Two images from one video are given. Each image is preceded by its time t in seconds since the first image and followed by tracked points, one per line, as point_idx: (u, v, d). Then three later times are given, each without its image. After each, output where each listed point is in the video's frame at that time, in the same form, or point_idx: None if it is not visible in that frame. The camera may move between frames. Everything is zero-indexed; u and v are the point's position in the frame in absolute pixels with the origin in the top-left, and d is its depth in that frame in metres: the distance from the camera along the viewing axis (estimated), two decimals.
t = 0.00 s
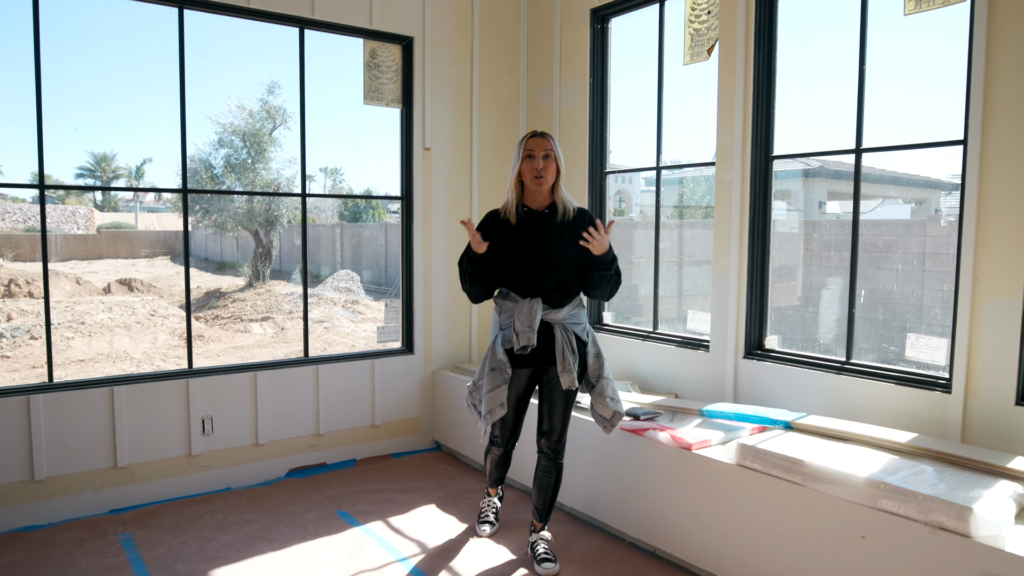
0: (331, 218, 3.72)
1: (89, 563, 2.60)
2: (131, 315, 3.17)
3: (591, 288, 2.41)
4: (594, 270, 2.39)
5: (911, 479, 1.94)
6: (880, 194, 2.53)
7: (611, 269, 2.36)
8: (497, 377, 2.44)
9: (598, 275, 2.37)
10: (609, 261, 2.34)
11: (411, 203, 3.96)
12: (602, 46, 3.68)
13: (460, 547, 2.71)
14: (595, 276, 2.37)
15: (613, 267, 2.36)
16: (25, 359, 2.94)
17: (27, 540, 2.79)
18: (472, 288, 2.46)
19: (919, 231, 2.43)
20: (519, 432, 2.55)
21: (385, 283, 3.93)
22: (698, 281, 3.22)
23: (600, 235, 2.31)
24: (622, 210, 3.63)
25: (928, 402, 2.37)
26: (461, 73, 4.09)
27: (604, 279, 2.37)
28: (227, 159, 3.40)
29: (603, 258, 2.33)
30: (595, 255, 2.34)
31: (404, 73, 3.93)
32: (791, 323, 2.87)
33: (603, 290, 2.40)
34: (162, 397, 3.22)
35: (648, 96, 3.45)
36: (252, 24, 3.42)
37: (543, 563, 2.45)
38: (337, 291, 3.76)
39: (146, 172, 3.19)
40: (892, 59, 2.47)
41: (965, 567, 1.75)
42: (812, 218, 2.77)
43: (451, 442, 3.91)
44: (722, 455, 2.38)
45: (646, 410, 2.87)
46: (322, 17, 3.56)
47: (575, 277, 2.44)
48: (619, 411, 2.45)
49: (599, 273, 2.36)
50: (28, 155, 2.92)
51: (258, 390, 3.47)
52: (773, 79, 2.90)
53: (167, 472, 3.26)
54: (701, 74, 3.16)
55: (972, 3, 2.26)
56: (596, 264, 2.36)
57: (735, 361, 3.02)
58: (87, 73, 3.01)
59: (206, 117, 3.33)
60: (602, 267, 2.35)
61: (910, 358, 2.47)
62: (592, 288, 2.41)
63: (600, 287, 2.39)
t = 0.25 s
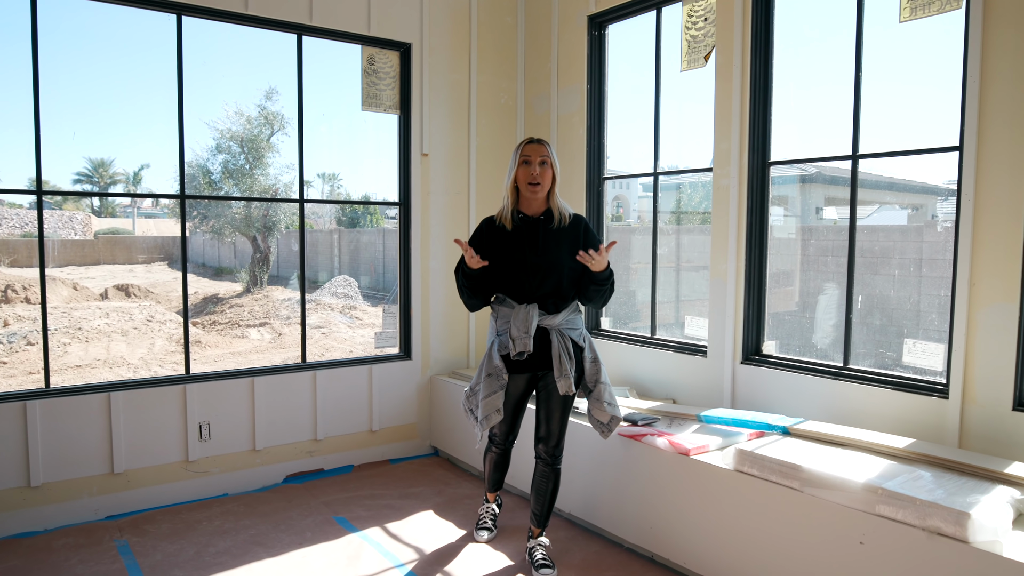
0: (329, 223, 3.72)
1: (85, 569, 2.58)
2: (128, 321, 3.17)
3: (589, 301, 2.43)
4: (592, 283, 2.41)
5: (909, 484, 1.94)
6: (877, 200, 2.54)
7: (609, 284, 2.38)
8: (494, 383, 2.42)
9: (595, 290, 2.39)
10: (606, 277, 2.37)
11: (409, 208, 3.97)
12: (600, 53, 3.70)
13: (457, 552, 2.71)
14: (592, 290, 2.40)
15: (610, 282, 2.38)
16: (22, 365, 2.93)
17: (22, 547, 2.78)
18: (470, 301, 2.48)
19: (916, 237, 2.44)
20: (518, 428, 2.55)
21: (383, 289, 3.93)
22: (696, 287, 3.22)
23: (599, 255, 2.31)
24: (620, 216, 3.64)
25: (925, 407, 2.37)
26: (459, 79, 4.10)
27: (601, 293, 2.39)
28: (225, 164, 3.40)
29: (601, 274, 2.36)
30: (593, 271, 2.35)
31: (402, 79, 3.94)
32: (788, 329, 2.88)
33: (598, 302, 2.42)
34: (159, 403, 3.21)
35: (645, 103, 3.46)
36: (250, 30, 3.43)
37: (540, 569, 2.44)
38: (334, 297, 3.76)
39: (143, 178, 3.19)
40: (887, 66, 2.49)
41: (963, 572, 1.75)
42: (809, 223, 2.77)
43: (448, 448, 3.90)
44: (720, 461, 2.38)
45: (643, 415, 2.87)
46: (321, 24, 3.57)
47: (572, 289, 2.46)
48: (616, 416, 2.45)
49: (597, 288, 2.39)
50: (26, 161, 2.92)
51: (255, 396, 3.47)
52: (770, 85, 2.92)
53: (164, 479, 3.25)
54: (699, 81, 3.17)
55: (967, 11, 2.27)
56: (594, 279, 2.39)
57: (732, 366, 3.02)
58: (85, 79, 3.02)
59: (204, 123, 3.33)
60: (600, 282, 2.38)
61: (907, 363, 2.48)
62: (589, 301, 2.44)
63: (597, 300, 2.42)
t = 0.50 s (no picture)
0: (331, 225, 3.72)
1: (87, 571, 2.58)
2: (130, 322, 3.17)
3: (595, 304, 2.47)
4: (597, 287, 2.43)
5: (910, 486, 1.94)
6: (879, 201, 2.54)
7: (615, 288, 2.41)
8: (494, 384, 2.43)
9: (601, 294, 2.42)
10: (611, 281, 2.40)
11: (410, 210, 3.97)
12: (601, 54, 3.70)
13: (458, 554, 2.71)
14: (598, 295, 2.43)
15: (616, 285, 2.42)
16: (24, 366, 2.93)
17: (24, 549, 2.78)
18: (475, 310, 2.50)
19: (918, 238, 2.44)
20: (520, 426, 2.55)
21: (384, 290, 3.93)
22: (697, 288, 3.23)
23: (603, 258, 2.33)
24: (621, 217, 3.64)
25: (927, 409, 2.37)
26: (460, 81, 4.10)
27: (607, 296, 2.43)
28: (226, 166, 3.41)
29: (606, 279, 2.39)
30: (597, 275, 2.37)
31: (403, 81, 3.94)
32: (790, 330, 2.88)
33: (606, 305, 2.46)
34: (161, 404, 3.21)
35: (646, 104, 3.46)
36: (251, 32, 3.44)
37: (542, 570, 2.44)
38: (336, 298, 3.76)
39: (145, 180, 3.20)
40: (888, 67, 2.49)
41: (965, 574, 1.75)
42: (810, 225, 2.77)
43: (450, 449, 3.90)
44: (721, 463, 2.38)
45: (645, 417, 2.87)
46: (322, 26, 3.58)
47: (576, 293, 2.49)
48: (617, 418, 2.45)
49: (602, 292, 2.42)
50: (28, 162, 2.92)
51: (256, 397, 3.47)
52: (772, 87, 2.92)
53: (166, 480, 3.25)
54: (700, 82, 3.17)
55: (968, 12, 2.28)
56: (599, 284, 2.41)
57: (734, 368, 3.02)
58: (88, 81, 3.02)
59: (206, 124, 3.34)
60: (606, 287, 2.41)
61: (909, 365, 2.48)
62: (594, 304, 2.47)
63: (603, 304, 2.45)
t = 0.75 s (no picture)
0: (332, 226, 3.73)
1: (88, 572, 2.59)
2: (132, 324, 3.18)
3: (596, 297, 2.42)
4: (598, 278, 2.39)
5: (912, 488, 1.94)
6: (880, 203, 2.54)
7: (616, 277, 2.37)
8: (494, 385, 2.44)
9: (603, 283, 2.37)
10: (612, 270, 2.36)
11: (411, 212, 3.98)
12: (602, 56, 3.71)
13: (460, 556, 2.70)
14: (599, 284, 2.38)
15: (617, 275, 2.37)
16: (26, 368, 2.94)
17: (26, 550, 2.79)
18: (473, 300, 2.46)
19: (919, 239, 2.44)
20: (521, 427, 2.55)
21: (385, 292, 3.94)
22: (698, 289, 3.23)
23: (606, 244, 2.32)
24: (622, 219, 3.64)
25: (928, 411, 2.37)
26: (461, 83, 4.11)
27: (609, 286, 2.38)
28: (228, 168, 3.42)
29: (607, 267, 2.34)
30: (599, 263, 2.34)
31: (404, 83, 3.95)
32: (791, 332, 2.88)
33: (607, 297, 2.41)
34: (162, 405, 3.21)
35: (647, 106, 3.46)
36: (253, 34, 3.44)
37: (544, 572, 2.44)
38: (337, 300, 3.77)
39: (147, 181, 3.21)
40: (889, 70, 2.49)
41: None
42: (812, 227, 2.77)
43: (451, 451, 3.90)
44: (723, 464, 2.37)
45: (646, 419, 2.87)
46: (324, 28, 3.59)
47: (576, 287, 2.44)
48: (618, 420, 2.45)
49: (603, 281, 2.37)
50: (30, 164, 2.93)
51: (258, 399, 3.47)
52: (772, 88, 2.92)
53: (167, 481, 3.25)
54: (701, 84, 3.17)
55: (969, 14, 2.28)
56: (600, 273, 2.38)
57: (735, 369, 3.02)
58: (90, 83, 3.03)
59: (207, 126, 3.35)
60: (606, 275, 2.36)
61: (910, 367, 2.48)
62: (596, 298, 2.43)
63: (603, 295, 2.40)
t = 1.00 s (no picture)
0: (332, 228, 3.73)
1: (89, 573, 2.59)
2: (133, 325, 3.18)
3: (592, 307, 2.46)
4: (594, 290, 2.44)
5: (912, 489, 1.94)
6: (880, 204, 2.54)
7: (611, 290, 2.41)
8: (498, 387, 2.44)
9: (598, 296, 2.42)
10: (608, 284, 2.40)
11: (412, 214, 3.98)
12: (602, 58, 3.71)
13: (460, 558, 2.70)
14: (595, 297, 2.42)
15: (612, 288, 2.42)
16: (26, 369, 2.94)
17: (27, 551, 2.79)
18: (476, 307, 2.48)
19: (919, 241, 2.44)
20: (521, 438, 2.54)
21: (386, 293, 3.94)
22: (699, 291, 3.23)
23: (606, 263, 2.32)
24: (623, 220, 3.65)
25: (929, 412, 2.37)
26: (462, 84, 4.11)
27: (603, 300, 2.43)
28: (228, 169, 3.42)
29: (603, 282, 2.39)
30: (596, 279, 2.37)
31: (405, 85, 3.95)
32: (791, 333, 2.88)
33: (603, 308, 2.45)
34: (163, 407, 3.22)
35: (648, 108, 3.47)
36: (254, 36, 3.45)
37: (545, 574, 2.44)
38: (337, 301, 3.77)
39: (148, 183, 3.21)
40: (890, 71, 2.50)
41: None
42: (812, 228, 2.78)
43: (451, 453, 3.90)
44: (723, 466, 2.37)
45: (647, 420, 2.87)
46: (324, 30, 3.59)
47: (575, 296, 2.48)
48: (620, 422, 2.45)
49: (599, 294, 2.42)
50: (31, 166, 2.93)
51: (258, 400, 3.47)
52: (773, 90, 2.92)
53: (168, 483, 3.25)
54: (701, 85, 3.18)
55: (969, 16, 2.28)
56: (596, 286, 2.42)
57: (735, 371, 3.02)
58: (92, 85, 3.04)
59: (208, 128, 3.35)
60: (601, 289, 2.41)
61: (910, 368, 2.48)
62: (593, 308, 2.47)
63: (600, 305, 2.44)
